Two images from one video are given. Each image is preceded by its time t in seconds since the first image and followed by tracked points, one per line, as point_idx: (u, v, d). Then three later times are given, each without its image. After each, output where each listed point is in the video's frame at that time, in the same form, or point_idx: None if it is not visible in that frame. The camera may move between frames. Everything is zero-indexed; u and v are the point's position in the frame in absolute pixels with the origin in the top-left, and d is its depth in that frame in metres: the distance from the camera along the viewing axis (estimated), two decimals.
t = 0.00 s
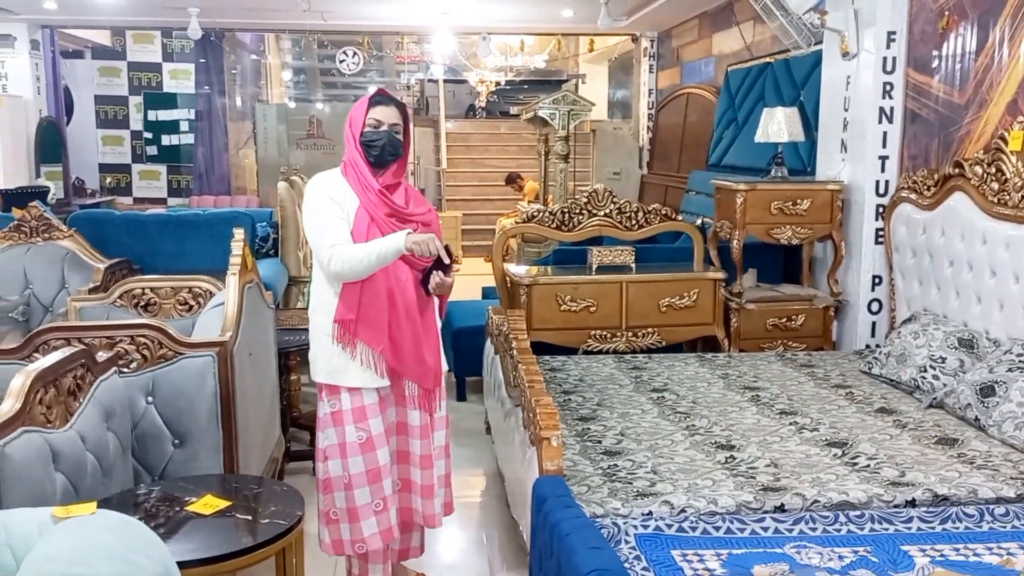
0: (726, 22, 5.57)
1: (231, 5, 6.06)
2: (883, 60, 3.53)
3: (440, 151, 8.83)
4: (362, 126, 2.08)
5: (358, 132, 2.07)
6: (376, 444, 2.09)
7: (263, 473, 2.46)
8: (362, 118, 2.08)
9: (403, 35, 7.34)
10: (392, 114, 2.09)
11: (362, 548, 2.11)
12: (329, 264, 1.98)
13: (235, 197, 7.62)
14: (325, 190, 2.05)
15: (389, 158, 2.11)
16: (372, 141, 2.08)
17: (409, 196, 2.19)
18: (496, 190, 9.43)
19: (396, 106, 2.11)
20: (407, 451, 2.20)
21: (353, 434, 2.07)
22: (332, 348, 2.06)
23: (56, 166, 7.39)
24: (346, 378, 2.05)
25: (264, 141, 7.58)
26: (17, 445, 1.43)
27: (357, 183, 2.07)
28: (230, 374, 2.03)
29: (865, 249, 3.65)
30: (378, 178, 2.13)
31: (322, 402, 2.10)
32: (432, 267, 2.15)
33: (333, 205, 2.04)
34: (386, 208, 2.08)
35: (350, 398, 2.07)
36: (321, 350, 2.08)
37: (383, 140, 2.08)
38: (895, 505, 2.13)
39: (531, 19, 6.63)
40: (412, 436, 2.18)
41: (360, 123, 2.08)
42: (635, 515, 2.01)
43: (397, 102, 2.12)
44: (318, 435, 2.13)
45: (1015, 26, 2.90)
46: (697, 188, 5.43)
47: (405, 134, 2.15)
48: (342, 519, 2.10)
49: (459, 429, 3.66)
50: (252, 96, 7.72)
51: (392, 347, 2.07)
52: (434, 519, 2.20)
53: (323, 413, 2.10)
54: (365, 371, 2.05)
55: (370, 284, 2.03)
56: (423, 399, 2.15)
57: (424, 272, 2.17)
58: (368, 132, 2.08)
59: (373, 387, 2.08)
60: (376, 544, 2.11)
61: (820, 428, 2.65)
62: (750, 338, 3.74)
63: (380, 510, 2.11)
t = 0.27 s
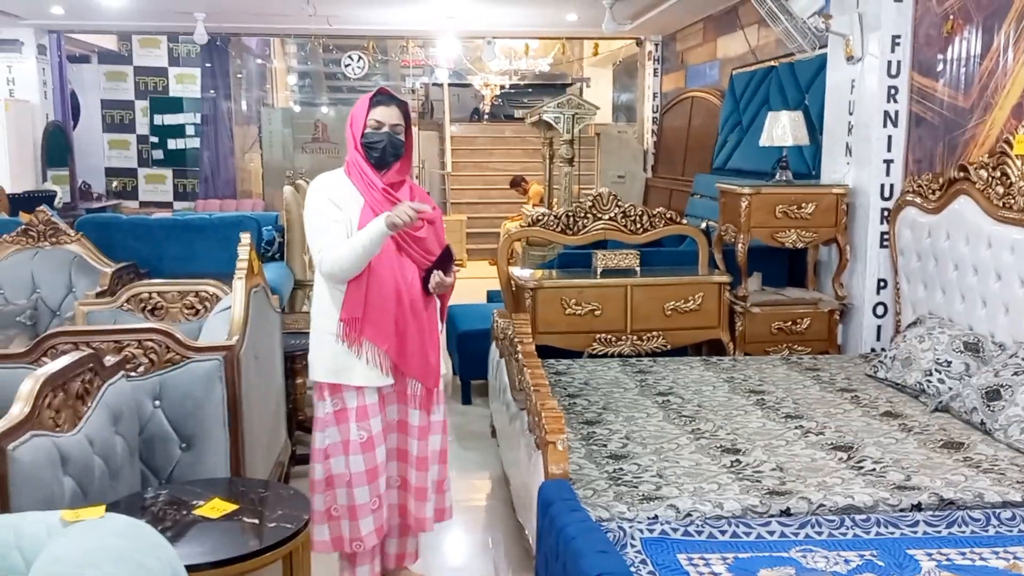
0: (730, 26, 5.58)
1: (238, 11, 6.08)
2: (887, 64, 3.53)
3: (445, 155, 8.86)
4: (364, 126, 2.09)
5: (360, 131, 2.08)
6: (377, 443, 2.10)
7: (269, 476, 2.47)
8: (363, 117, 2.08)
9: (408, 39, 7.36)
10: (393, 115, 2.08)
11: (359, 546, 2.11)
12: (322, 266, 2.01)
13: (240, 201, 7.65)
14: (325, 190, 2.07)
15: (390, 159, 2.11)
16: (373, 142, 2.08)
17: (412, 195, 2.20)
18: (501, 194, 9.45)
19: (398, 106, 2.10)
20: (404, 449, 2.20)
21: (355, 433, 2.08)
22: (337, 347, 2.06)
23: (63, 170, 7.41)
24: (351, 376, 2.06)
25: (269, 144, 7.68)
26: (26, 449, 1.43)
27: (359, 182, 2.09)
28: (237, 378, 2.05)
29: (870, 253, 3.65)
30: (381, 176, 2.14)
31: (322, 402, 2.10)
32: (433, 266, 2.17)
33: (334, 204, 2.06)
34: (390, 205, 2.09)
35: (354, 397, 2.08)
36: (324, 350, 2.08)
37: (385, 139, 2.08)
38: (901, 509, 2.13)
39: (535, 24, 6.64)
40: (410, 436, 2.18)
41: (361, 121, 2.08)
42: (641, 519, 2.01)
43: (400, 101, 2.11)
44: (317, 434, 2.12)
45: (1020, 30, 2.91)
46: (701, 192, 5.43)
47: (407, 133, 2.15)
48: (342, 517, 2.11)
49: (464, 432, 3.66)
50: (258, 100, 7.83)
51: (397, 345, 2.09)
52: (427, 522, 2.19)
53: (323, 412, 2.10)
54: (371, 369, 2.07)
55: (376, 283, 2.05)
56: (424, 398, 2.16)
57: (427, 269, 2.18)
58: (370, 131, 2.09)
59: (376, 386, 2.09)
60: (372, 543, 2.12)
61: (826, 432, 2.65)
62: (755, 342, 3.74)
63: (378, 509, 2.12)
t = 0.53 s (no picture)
0: (734, 28, 5.58)
1: (242, 14, 6.10)
2: (891, 65, 3.53)
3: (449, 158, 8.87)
4: (363, 134, 2.10)
5: (358, 138, 2.10)
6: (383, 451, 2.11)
7: (274, 479, 2.48)
8: (362, 124, 2.09)
9: (412, 42, 7.37)
10: (391, 126, 2.09)
11: (367, 556, 2.13)
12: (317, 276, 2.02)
13: (245, 205, 7.66)
14: (325, 196, 2.05)
15: (389, 169, 2.12)
16: (371, 153, 2.10)
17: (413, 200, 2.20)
18: (505, 196, 9.45)
19: (398, 113, 2.12)
20: (408, 456, 2.22)
21: (361, 441, 2.08)
22: (343, 356, 2.06)
23: (68, 174, 7.43)
24: (357, 384, 2.06)
25: (275, 147, 7.75)
26: (30, 452, 1.44)
27: (360, 188, 2.08)
28: (241, 381, 2.05)
29: (874, 254, 3.64)
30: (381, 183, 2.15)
31: (324, 410, 2.10)
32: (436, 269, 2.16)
33: (334, 211, 2.05)
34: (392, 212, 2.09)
35: (357, 405, 2.08)
36: (328, 356, 2.08)
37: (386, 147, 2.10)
38: (905, 511, 2.13)
39: (539, 26, 6.64)
40: (415, 442, 2.19)
41: (360, 128, 2.09)
42: (645, 521, 2.01)
43: (399, 109, 2.12)
44: (318, 443, 2.12)
45: None
46: (705, 194, 5.43)
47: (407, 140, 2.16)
48: (347, 528, 2.11)
49: (468, 435, 3.66)
50: (262, 104, 7.77)
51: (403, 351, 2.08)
52: (432, 529, 2.21)
53: (325, 421, 2.10)
54: (377, 376, 2.07)
55: (381, 290, 2.03)
56: (431, 403, 2.18)
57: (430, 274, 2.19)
58: (368, 138, 2.10)
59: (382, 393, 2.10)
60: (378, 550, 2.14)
61: (830, 434, 2.64)
62: (759, 344, 3.73)
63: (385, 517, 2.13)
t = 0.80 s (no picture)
0: (737, 29, 5.58)
1: (246, 19, 6.12)
2: (893, 67, 3.53)
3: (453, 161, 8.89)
4: (360, 138, 2.10)
5: (356, 142, 2.09)
6: (384, 459, 2.11)
7: (277, 482, 2.49)
8: (360, 128, 2.09)
9: (416, 46, 7.38)
10: (390, 124, 2.11)
11: (365, 564, 2.12)
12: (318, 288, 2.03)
13: (250, 208, 7.68)
14: (322, 205, 2.07)
15: (390, 168, 2.12)
16: (372, 153, 2.09)
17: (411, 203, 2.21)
18: (509, 199, 9.47)
19: (394, 115, 2.13)
20: (418, 461, 2.24)
21: (361, 448, 2.08)
22: (344, 364, 2.07)
23: (74, 179, 7.45)
24: (358, 392, 2.07)
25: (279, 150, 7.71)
26: (34, 456, 1.45)
27: (358, 194, 2.08)
28: (243, 384, 2.06)
29: (877, 256, 3.64)
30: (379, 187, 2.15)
31: (327, 416, 2.11)
32: (437, 273, 2.15)
33: (332, 220, 2.06)
34: (391, 218, 2.10)
35: (359, 411, 2.09)
36: (330, 364, 2.09)
37: (383, 150, 2.09)
38: (908, 512, 2.13)
39: (542, 29, 6.65)
40: (423, 445, 2.21)
41: (358, 131, 2.09)
42: (646, 524, 2.01)
43: (395, 111, 2.14)
44: (322, 449, 2.14)
45: None
46: (709, 197, 5.43)
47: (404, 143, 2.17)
48: (345, 536, 2.11)
49: (472, 438, 3.66)
50: (267, 107, 7.82)
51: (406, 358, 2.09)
52: (447, 531, 2.23)
53: (328, 427, 2.11)
54: (379, 383, 2.08)
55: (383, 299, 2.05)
56: (437, 406, 2.19)
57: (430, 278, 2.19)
58: (367, 141, 2.10)
59: (384, 401, 2.10)
60: (379, 560, 2.13)
61: (833, 436, 2.64)
62: (762, 345, 3.73)
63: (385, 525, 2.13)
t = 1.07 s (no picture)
0: (745, 30, 5.57)
1: (255, 22, 6.15)
2: (903, 68, 3.51)
3: (461, 163, 8.90)
4: (369, 138, 2.10)
5: (365, 142, 2.09)
6: (400, 463, 2.10)
7: (286, 485, 2.49)
8: (369, 127, 2.09)
9: (424, 48, 7.36)
10: (398, 119, 2.11)
11: (384, 566, 2.13)
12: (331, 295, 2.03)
13: (258, 211, 7.71)
14: (332, 209, 2.06)
15: (402, 163, 2.12)
16: (384, 147, 2.09)
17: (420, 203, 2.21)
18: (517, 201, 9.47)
19: (401, 113, 2.13)
20: (430, 465, 2.25)
21: (377, 452, 2.09)
22: (357, 369, 2.07)
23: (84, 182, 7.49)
24: (372, 397, 2.07)
25: (288, 154, 7.80)
26: (44, 459, 1.46)
27: (369, 195, 2.08)
28: (253, 387, 2.06)
29: (887, 257, 3.62)
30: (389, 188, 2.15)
31: (340, 421, 2.11)
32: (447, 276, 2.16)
33: (343, 224, 2.05)
34: (402, 219, 2.10)
35: (373, 416, 2.09)
36: (341, 369, 2.09)
37: (393, 149, 2.09)
38: (920, 516, 2.11)
39: (549, 31, 6.65)
40: (435, 449, 2.23)
41: (366, 131, 2.09)
42: (656, 527, 2.00)
43: (401, 108, 2.14)
44: (334, 454, 2.12)
45: None
46: (717, 198, 5.42)
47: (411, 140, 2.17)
48: (365, 538, 2.12)
49: (480, 440, 3.66)
50: (275, 110, 7.84)
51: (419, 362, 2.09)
52: (461, 533, 2.27)
53: (341, 432, 2.11)
54: (393, 387, 2.08)
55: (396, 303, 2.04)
56: (449, 410, 2.21)
57: (441, 279, 2.19)
58: (376, 140, 2.10)
59: (399, 405, 2.10)
60: (399, 563, 2.13)
61: (843, 439, 2.63)
62: (772, 348, 3.72)
63: (403, 529, 2.12)
